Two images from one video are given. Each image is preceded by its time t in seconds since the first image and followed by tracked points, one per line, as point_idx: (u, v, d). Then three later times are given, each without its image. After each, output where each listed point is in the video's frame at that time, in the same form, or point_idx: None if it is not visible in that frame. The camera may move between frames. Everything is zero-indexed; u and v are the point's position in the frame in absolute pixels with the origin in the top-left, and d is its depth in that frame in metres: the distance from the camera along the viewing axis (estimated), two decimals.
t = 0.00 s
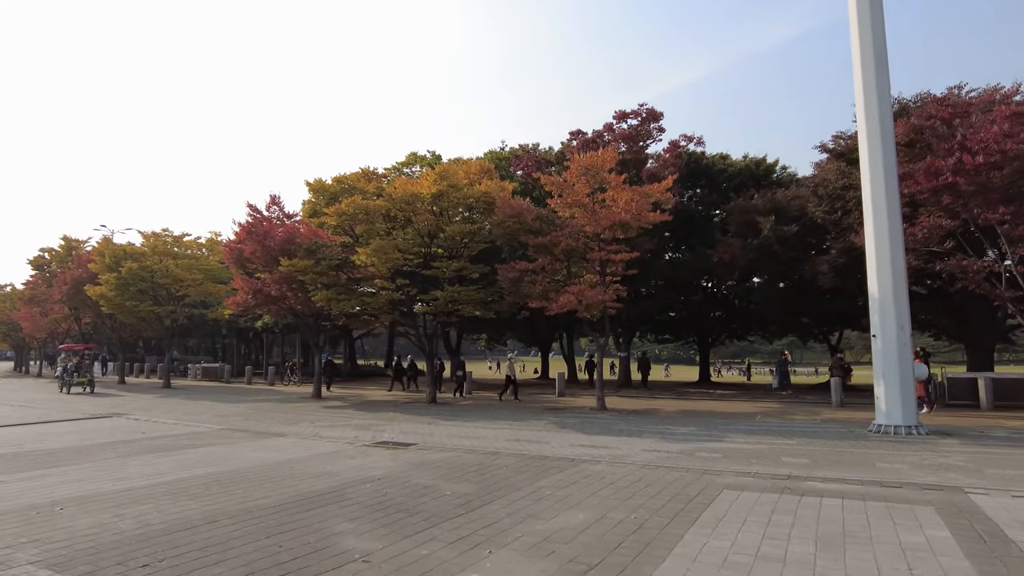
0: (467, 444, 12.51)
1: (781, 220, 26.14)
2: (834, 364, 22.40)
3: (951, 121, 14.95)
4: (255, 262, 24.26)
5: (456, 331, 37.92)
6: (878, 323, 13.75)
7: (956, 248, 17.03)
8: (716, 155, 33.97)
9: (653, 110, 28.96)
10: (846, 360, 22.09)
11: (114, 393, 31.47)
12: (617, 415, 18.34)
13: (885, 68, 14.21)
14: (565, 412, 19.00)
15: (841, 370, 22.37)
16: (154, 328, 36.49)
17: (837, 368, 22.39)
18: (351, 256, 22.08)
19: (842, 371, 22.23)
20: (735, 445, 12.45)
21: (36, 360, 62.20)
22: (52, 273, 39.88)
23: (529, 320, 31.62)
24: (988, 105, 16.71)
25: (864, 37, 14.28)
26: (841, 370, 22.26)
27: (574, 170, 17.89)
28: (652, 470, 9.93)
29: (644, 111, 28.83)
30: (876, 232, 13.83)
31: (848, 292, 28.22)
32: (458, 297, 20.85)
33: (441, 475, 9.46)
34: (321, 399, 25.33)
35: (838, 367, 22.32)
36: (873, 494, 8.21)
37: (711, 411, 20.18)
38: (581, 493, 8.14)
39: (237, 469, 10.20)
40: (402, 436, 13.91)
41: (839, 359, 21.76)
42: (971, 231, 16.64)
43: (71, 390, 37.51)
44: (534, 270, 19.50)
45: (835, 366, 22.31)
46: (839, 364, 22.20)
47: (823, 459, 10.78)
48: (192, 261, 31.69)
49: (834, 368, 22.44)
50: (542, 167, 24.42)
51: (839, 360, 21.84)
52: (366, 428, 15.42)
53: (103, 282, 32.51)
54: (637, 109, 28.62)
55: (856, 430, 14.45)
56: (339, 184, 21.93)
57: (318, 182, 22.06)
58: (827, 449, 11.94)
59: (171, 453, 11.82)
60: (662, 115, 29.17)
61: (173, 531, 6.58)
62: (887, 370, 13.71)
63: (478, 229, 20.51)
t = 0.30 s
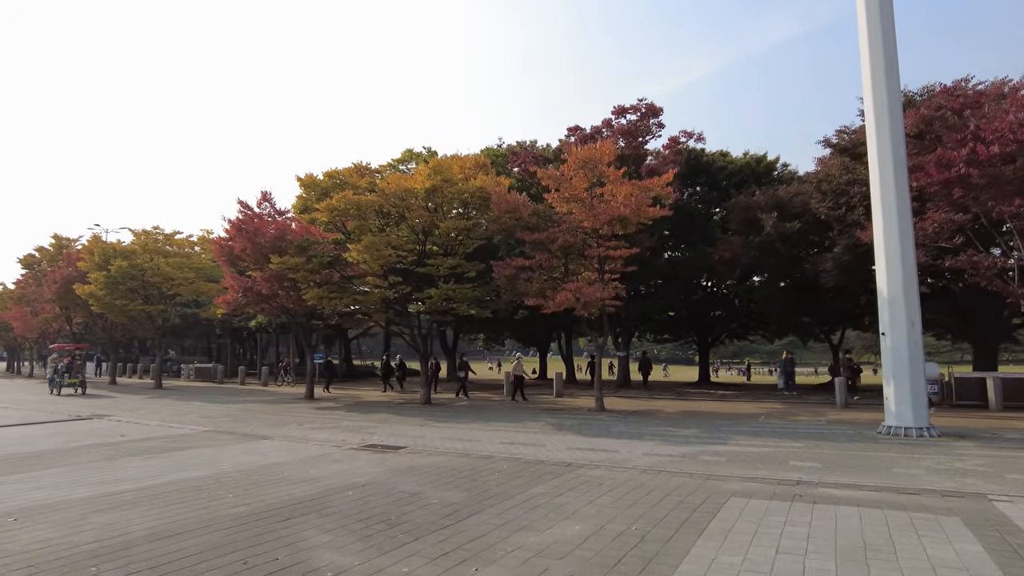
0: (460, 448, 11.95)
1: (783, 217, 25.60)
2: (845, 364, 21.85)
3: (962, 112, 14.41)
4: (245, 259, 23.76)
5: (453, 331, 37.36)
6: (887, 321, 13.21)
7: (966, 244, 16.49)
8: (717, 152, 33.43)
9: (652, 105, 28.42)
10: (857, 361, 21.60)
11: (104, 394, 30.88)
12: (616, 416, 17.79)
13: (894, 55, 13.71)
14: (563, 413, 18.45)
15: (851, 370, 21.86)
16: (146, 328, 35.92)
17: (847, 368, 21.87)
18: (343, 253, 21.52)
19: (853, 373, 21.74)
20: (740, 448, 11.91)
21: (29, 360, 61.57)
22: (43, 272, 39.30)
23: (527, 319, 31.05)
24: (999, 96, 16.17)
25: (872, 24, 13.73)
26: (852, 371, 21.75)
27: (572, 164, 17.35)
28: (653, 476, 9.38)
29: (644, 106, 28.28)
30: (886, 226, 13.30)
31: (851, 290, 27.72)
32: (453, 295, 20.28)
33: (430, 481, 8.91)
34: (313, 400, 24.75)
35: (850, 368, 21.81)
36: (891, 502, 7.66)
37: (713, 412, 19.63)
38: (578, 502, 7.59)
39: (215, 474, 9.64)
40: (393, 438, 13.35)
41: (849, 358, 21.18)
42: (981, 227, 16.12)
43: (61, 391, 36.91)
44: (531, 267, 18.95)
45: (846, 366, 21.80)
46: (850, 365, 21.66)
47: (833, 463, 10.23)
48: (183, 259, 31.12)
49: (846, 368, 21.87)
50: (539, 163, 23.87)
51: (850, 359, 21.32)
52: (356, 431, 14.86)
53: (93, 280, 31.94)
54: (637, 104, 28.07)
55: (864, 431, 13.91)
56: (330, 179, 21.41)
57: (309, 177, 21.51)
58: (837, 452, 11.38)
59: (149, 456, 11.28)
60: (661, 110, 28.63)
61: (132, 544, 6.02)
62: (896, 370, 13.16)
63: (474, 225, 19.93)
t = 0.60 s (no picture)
0: (453, 456, 11.37)
1: (786, 215, 25.05)
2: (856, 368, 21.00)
3: (977, 105, 13.85)
4: (235, 259, 23.23)
5: (449, 332, 36.77)
6: (900, 322, 12.66)
7: (978, 243, 15.95)
8: (717, 150, 32.87)
9: (653, 102, 27.86)
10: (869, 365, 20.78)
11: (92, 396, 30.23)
12: (616, 420, 17.22)
13: (906, 45, 13.16)
14: (562, 416, 17.88)
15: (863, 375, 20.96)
16: (137, 328, 35.29)
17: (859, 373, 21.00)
18: (336, 252, 20.92)
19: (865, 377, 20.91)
20: (747, 456, 11.34)
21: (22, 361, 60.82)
22: (33, 272, 38.64)
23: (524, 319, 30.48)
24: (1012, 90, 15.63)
25: (883, 13, 13.18)
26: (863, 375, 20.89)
27: (571, 159, 16.78)
28: (657, 488, 8.82)
29: (644, 102, 27.72)
30: (897, 223, 12.76)
31: (855, 290, 27.21)
32: (448, 295, 19.69)
33: (420, 495, 8.34)
34: (306, 403, 24.16)
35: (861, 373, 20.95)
36: (915, 519, 7.10)
37: (716, 416, 19.05)
38: (577, 519, 7.02)
39: (191, 485, 9.06)
40: (383, 445, 12.76)
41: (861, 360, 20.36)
42: (994, 225, 15.58)
43: (51, 393, 36.27)
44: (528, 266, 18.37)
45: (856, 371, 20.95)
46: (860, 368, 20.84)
47: (847, 473, 9.66)
48: (174, 258, 30.50)
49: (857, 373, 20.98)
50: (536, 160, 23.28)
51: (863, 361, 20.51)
52: (346, 437, 14.27)
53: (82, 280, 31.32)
54: (636, 100, 27.50)
55: (875, 437, 13.35)
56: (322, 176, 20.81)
57: (300, 174, 20.92)
58: (850, 460, 10.82)
59: (124, 465, 10.68)
60: (662, 107, 28.09)
61: (85, 572, 5.44)
62: (908, 373, 12.60)
63: (470, 223, 19.35)
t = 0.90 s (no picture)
0: (446, 460, 10.81)
1: (791, 212, 24.50)
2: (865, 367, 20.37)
3: (993, 94, 13.30)
4: (227, 255, 22.69)
5: (447, 331, 36.22)
6: (914, 320, 12.13)
7: (992, 238, 15.40)
8: (719, 146, 32.33)
9: (654, 96, 27.33)
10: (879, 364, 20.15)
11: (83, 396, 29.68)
12: (617, 421, 16.69)
13: (921, 30, 12.61)
14: (561, 417, 17.32)
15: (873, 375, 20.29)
16: (129, 327, 34.73)
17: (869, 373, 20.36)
18: (329, 248, 20.36)
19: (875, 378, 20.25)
20: (755, 460, 10.77)
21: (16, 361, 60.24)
22: (24, 270, 38.08)
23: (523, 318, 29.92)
24: None
25: None
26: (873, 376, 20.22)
27: (571, 151, 16.21)
28: (662, 495, 8.28)
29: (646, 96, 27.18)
30: (911, 215, 12.24)
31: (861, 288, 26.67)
32: (445, 292, 19.15)
33: (410, 503, 7.80)
34: (299, 403, 23.62)
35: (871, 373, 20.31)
36: (943, 531, 6.57)
37: (720, 417, 18.50)
38: (578, 532, 6.48)
39: (167, 492, 8.53)
40: (374, 448, 12.22)
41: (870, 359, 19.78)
42: (1010, 219, 15.04)
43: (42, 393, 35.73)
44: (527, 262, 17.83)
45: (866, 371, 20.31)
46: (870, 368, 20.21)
47: (864, 479, 9.10)
48: (166, 256, 29.96)
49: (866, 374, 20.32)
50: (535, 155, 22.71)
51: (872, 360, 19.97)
52: (337, 439, 13.72)
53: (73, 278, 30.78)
54: (637, 95, 26.95)
55: (887, 440, 12.81)
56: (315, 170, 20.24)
57: (292, 168, 20.36)
58: (864, 465, 10.29)
59: (99, 469, 10.14)
60: (664, 101, 27.55)
61: None
62: (924, 373, 12.06)
63: (467, 218, 18.81)
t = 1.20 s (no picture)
0: (432, 466, 10.23)
1: (791, 209, 23.99)
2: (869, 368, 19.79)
3: (1006, 83, 12.78)
4: (213, 253, 22.12)
5: (442, 331, 35.63)
6: (924, 319, 11.61)
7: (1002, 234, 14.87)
8: (718, 144, 31.82)
9: (652, 91, 26.82)
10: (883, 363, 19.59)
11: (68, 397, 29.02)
12: (613, 424, 16.14)
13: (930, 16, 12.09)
14: (556, 420, 16.77)
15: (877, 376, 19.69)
16: (117, 326, 34.07)
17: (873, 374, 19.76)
18: (317, 245, 19.77)
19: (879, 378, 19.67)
20: (759, 466, 10.21)
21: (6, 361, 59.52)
22: (11, 268, 37.40)
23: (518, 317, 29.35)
24: None
25: None
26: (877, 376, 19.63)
27: (565, 144, 15.65)
28: (661, 507, 7.72)
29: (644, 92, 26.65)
30: (920, 210, 11.73)
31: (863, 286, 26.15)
32: (437, 291, 18.58)
33: (389, 516, 7.23)
34: (288, 405, 23.03)
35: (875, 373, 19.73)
36: (967, 549, 6.01)
37: (720, 420, 17.96)
38: (569, 549, 5.91)
39: (130, 502, 7.95)
40: (359, 454, 11.65)
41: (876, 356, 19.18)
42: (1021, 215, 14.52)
43: (29, 394, 35.07)
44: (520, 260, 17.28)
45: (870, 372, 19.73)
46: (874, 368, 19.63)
47: (876, 488, 8.55)
48: (153, 253, 29.32)
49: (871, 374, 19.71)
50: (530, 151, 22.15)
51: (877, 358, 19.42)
52: (320, 443, 13.13)
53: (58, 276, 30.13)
54: (635, 90, 26.41)
55: (895, 444, 12.26)
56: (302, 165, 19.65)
57: (279, 162, 19.79)
58: (874, 471, 9.74)
59: (64, 477, 9.55)
60: (662, 96, 27.04)
61: None
62: (934, 374, 11.52)
63: (459, 214, 18.24)
